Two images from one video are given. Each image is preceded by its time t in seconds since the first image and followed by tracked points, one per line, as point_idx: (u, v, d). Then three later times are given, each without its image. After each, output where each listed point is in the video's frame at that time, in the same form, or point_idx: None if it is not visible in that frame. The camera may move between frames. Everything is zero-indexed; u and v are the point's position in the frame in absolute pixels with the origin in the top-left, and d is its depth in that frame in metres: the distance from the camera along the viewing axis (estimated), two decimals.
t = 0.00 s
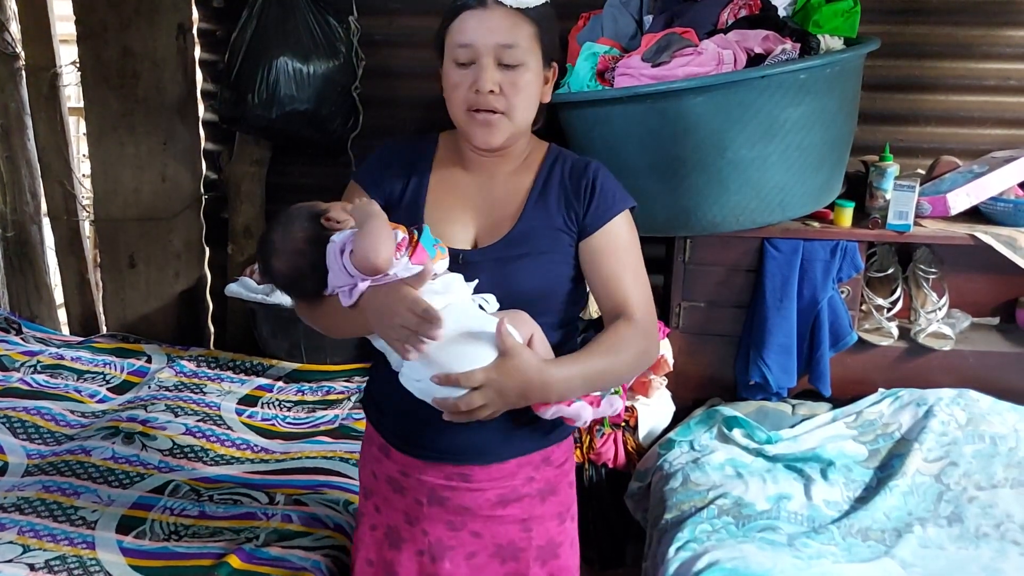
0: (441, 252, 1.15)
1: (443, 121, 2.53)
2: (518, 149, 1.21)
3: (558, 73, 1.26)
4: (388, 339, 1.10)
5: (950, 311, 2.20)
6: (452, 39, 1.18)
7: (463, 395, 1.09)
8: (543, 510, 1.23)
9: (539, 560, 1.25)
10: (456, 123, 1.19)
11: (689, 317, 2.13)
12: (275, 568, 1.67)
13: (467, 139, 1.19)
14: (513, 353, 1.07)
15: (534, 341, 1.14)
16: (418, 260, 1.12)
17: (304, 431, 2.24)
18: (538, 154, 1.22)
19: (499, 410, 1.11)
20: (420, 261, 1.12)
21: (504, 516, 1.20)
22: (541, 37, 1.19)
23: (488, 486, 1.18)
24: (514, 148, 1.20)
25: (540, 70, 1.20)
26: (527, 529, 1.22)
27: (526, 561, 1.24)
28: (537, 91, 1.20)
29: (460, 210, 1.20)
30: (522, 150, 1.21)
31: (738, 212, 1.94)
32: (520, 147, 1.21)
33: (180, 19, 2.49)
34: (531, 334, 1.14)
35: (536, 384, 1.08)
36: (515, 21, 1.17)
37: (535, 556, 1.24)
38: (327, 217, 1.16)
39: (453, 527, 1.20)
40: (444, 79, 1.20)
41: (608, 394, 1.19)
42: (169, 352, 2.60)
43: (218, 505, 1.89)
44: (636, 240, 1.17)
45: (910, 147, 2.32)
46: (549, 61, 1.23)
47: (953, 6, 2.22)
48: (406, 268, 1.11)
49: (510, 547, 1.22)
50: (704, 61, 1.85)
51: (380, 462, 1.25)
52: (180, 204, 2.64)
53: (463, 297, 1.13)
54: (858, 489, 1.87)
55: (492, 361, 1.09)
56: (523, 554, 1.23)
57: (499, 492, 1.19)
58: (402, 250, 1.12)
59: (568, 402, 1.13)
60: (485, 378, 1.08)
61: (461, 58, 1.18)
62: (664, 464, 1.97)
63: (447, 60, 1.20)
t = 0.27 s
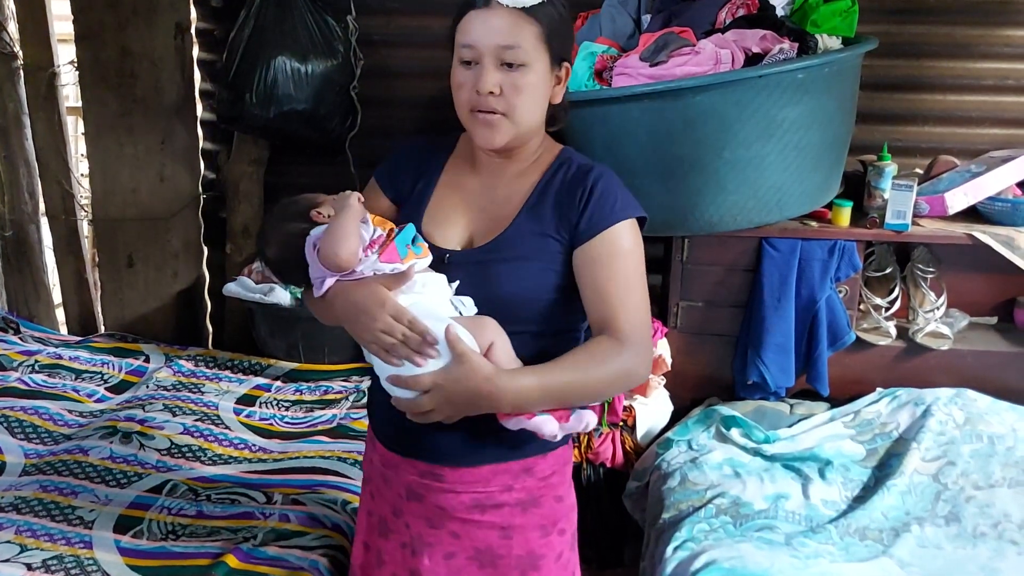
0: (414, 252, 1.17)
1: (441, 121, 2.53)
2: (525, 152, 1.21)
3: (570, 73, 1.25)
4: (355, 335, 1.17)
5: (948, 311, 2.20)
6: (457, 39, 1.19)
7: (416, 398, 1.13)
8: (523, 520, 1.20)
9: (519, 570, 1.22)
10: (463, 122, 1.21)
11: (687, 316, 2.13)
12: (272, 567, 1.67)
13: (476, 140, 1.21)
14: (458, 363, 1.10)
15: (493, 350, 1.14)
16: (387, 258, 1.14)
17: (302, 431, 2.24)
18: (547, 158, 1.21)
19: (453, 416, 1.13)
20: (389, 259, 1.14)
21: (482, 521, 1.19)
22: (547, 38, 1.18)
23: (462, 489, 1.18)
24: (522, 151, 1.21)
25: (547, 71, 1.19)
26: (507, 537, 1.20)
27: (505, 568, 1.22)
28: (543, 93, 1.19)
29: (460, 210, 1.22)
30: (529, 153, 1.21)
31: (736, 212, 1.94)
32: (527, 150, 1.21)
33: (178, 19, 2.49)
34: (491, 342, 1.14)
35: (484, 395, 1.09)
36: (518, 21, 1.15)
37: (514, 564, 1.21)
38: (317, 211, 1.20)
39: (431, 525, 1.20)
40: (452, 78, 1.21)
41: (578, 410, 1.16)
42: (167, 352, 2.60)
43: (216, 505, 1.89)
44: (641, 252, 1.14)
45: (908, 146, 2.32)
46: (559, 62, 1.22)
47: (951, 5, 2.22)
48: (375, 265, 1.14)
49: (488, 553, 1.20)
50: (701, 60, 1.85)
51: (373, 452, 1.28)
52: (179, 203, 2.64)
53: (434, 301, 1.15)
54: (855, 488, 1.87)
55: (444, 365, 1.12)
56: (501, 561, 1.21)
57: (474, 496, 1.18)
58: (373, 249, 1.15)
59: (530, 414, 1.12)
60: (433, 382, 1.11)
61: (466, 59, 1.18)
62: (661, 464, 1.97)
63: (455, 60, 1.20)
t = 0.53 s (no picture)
0: (401, 251, 1.19)
1: (440, 121, 2.54)
2: (526, 154, 1.21)
3: (575, 73, 1.25)
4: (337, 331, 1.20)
5: (947, 311, 2.20)
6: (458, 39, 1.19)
7: (392, 394, 1.15)
8: (509, 523, 1.20)
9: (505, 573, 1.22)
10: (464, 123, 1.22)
11: (685, 316, 2.13)
12: (271, 567, 1.67)
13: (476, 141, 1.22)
14: (429, 362, 1.10)
15: (467, 351, 1.13)
16: (372, 257, 1.19)
17: (301, 431, 2.24)
18: (548, 158, 1.21)
19: (426, 414, 1.13)
20: (373, 258, 1.19)
21: (467, 522, 1.19)
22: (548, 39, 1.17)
23: (446, 488, 1.18)
24: (524, 153, 1.21)
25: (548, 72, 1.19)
26: (493, 539, 1.20)
27: (491, 570, 1.21)
28: (542, 95, 1.18)
29: (459, 210, 1.23)
30: (531, 155, 1.21)
31: (734, 211, 1.94)
32: (528, 151, 1.21)
33: (177, 19, 2.49)
34: (465, 343, 1.13)
35: (455, 394, 1.09)
36: (517, 23, 1.15)
37: (500, 567, 1.21)
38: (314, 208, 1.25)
39: (419, 522, 1.21)
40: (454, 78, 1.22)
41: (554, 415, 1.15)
42: (166, 352, 2.60)
43: (215, 505, 1.89)
44: (637, 258, 1.12)
45: (906, 146, 2.33)
46: (562, 63, 1.21)
47: (950, 6, 2.22)
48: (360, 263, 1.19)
49: (473, 554, 1.21)
50: (700, 60, 1.85)
51: (369, 445, 1.30)
52: (178, 203, 2.64)
53: (416, 300, 1.17)
54: (853, 488, 1.87)
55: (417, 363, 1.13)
56: (487, 562, 1.21)
57: (458, 497, 1.18)
58: (360, 247, 1.20)
59: (505, 417, 1.11)
60: (406, 379, 1.12)
61: (466, 59, 1.18)
62: (660, 464, 1.97)
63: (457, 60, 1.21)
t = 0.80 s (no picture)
0: (408, 253, 1.15)
1: (440, 120, 2.54)
2: (521, 154, 1.21)
3: (569, 75, 1.25)
4: (343, 329, 1.17)
5: (946, 311, 2.20)
6: (456, 40, 1.19)
7: (403, 390, 1.14)
8: (513, 520, 1.20)
9: (509, 569, 1.22)
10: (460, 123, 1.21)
11: (685, 316, 2.13)
12: (271, 567, 1.67)
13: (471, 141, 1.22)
14: (442, 358, 1.10)
15: (481, 345, 1.12)
16: (380, 256, 1.13)
17: (301, 431, 2.24)
18: (544, 158, 1.21)
19: (439, 409, 1.13)
20: (382, 257, 1.13)
21: (471, 519, 1.19)
22: (546, 40, 1.18)
23: (452, 486, 1.18)
24: (519, 153, 1.21)
25: (544, 75, 1.19)
26: (497, 535, 1.20)
27: (495, 567, 1.22)
28: (539, 96, 1.19)
29: (456, 210, 1.23)
30: (526, 154, 1.21)
31: (733, 212, 1.94)
32: (523, 151, 1.21)
33: (176, 19, 2.49)
34: (478, 337, 1.13)
35: (471, 388, 1.09)
36: (515, 25, 1.15)
37: (504, 563, 1.22)
38: (315, 206, 1.19)
39: (422, 522, 1.21)
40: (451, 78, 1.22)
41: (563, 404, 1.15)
42: (166, 352, 2.60)
43: (214, 505, 1.89)
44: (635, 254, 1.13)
45: (906, 146, 2.33)
46: (557, 64, 1.21)
47: (949, 6, 2.22)
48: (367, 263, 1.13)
49: (478, 551, 1.21)
50: (700, 60, 1.85)
51: (367, 447, 1.29)
52: (178, 203, 2.64)
53: (421, 299, 1.15)
54: (853, 488, 1.88)
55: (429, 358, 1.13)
56: (491, 559, 1.21)
57: (464, 494, 1.18)
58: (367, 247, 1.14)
59: (517, 412, 1.12)
60: (419, 375, 1.12)
61: (462, 59, 1.18)
62: (659, 464, 1.97)
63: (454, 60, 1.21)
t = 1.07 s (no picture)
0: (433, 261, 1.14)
1: (441, 121, 2.54)
2: (516, 152, 1.21)
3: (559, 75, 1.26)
4: (374, 340, 1.10)
5: (946, 311, 2.21)
6: (451, 39, 1.19)
7: (447, 399, 1.10)
8: (531, 512, 1.22)
9: (528, 562, 1.24)
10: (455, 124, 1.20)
11: (686, 316, 2.13)
12: (272, 568, 1.67)
13: (465, 141, 1.20)
14: (490, 360, 1.08)
15: (518, 345, 1.13)
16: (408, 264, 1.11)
17: (302, 431, 2.24)
18: (536, 156, 1.22)
19: (482, 413, 1.11)
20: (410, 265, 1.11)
21: (491, 516, 1.20)
22: (544, 41, 1.19)
23: (474, 486, 1.18)
24: (512, 151, 1.21)
25: (540, 74, 1.20)
26: (515, 530, 1.21)
27: (514, 562, 1.23)
28: (536, 95, 1.19)
29: (453, 211, 1.21)
30: (520, 153, 1.21)
31: (734, 212, 1.95)
32: (517, 149, 1.21)
33: (177, 19, 2.49)
34: (514, 337, 1.14)
35: (518, 389, 1.08)
36: (517, 24, 1.16)
37: (523, 557, 1.23)
38: (322, 213, 1.16)
39: (440, 526, 1.20)
40: (445, 78, 1.21)
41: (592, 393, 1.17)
42: (167, 353, 2.60)
43: (215, 505, 1.89)
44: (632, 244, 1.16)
45: (906, 147, 2.33)
46: (551, 65, 1.23)
47: (949, 6, 2.22)
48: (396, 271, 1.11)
49: (497, 548, 1.22)
50: (701, 61, 1.85)
51: (369, 458, 1.26)
52: (178, 204, 2.64)
53: (448, 300, 1.12)
54: (854, 488, 1.88)
55: (475, 364, 1.09)
56: (511, 554, 1.22)
57: (486, 493, 1.19)
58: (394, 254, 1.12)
59: (554, 406, 1.13)
60: (467, 381, 1.08)
61: (461, 58, 1.18)
62: (660, 464, 1.97)
63: (448, 60, 1.20)
